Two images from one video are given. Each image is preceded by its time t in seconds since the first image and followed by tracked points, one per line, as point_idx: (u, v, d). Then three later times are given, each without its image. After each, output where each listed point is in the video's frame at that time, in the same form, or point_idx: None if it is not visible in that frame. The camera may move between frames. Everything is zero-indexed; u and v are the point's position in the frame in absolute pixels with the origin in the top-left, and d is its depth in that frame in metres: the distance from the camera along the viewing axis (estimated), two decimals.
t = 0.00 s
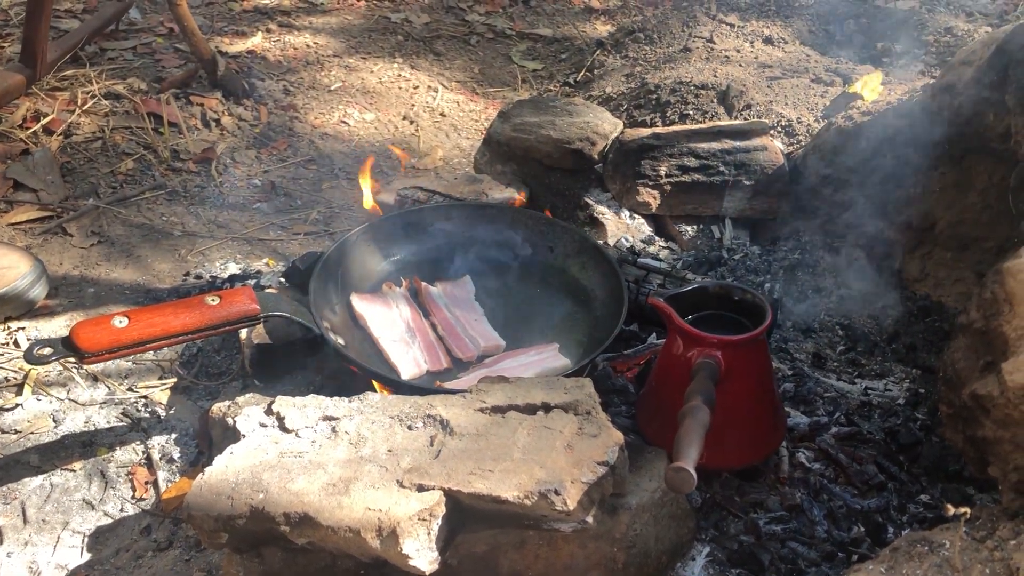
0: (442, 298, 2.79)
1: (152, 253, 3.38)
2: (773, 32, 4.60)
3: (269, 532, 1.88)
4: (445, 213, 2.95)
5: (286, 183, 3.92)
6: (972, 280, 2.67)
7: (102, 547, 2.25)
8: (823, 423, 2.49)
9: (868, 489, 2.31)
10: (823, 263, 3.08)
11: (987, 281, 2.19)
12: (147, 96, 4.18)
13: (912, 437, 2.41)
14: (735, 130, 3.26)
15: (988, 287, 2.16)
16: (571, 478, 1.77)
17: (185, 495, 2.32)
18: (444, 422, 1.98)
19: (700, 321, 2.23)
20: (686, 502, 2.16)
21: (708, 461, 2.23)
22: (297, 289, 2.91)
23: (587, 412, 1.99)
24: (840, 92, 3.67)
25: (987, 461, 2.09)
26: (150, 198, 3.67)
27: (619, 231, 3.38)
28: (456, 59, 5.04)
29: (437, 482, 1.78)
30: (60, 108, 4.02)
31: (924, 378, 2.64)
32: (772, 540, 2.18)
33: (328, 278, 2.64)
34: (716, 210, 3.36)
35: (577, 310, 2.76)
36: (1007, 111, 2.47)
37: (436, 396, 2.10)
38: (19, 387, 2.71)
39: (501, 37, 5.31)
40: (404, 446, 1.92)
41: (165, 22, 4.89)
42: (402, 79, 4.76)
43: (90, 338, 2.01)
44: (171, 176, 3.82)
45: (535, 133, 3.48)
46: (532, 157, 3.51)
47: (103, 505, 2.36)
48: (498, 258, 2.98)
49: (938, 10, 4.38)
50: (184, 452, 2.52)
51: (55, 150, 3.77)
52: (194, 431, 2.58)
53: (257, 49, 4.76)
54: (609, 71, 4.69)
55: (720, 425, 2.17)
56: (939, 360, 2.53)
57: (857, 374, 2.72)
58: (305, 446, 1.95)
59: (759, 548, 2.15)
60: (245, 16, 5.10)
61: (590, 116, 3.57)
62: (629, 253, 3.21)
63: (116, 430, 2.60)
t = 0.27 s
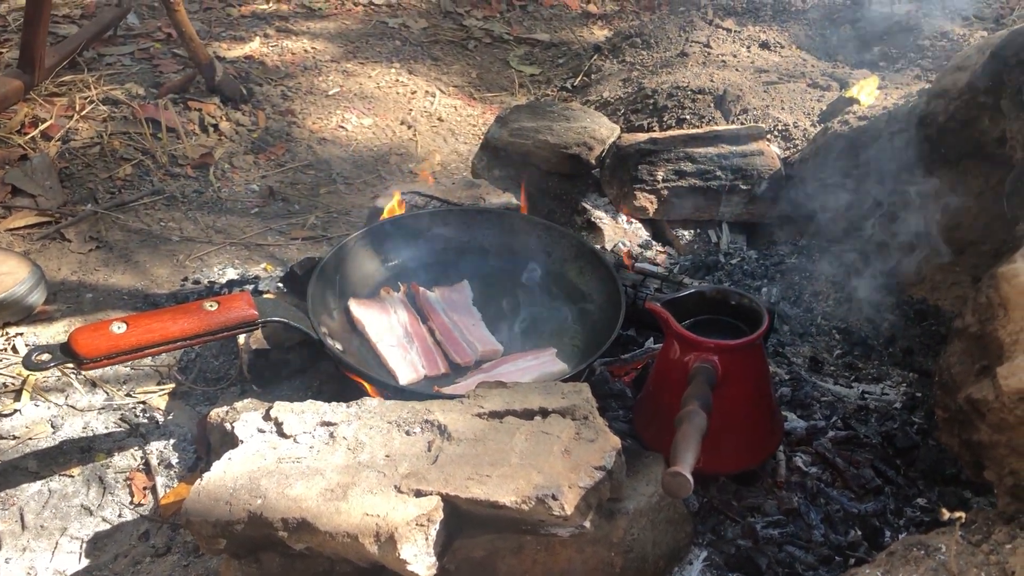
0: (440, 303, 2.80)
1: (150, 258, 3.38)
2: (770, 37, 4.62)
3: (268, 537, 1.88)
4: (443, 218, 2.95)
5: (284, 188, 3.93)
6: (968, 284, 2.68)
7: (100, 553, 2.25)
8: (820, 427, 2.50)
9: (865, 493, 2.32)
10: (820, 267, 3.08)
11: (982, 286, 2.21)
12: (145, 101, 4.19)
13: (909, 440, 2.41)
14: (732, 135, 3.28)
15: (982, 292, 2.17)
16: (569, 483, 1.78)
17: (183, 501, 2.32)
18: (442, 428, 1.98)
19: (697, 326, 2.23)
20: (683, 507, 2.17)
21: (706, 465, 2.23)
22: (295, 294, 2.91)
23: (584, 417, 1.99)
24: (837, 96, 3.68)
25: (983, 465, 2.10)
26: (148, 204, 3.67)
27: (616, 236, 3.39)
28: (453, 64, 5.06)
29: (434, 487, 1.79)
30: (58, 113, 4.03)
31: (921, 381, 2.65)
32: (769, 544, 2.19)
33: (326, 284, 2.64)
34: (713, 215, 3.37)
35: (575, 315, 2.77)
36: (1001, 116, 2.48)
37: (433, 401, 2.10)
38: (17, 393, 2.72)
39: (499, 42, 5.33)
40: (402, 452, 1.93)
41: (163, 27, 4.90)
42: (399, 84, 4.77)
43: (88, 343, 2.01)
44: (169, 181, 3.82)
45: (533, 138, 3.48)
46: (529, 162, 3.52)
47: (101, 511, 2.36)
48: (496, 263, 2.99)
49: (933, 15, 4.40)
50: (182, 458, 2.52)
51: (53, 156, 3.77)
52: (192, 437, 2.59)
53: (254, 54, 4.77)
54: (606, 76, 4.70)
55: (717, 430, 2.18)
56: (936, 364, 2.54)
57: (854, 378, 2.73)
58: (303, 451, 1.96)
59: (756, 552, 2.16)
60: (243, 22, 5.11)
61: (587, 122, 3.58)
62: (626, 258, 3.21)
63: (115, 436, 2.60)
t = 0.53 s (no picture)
0: (436, 307, 2.81)
1: (147, 262, 3.39)
2: (765, 41, 4.63)
3: (263, 540, 1.88)
4: (439, 221, 2.96)
5: (280, 192, 3.93)
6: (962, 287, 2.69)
7: (96, 557, 2.25)
8: (815, 430, 2.51)
9: (860, 495, 2.33)
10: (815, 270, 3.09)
11: (975, 289, 2.21)
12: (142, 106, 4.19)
13: (904, 443, 2.42)
14: (727, 139, 3.31)
15: (975, 294, 2.18)
16: (563, 486, 1.78)
17: (179, 505, 2.32)
18: (437, 431, 1.99)
19: (691, 329, 2.24)
20: (678, 509, 2.17)
21: (701, 468, 2.24)
22: (291, 298, 2.92)
23: (579, 420, 2.00)
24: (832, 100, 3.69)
25: (976, 467, 2.11)
26: (145, 208, 3.68)
27: (612, 239, 3.39)
28: (450, 68, 5.07)
29: (429, 490, 1.79)
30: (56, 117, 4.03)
31: (916, 384, 2.65)
32: (764, 547, 2.19)
33: (322, 288, 2.64)
34: (708, 218, 3.37)
35: (570, 319, 2.78)
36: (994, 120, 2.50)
37: (429, 405, 2.11)
38: (14, 397, 2.72)
39: (495, 46, 5.34)
40: (397, 455, 1.93)
41: (160, 32, 4.91)
42: (396, 88, 4.79)
43: (84, 347, 2.02)
44: (166, 185, 3.83)
45: (528, 142, 3.51)
46: (526, 166, 3.54)
47: (97, 515, 2.36)
48: (492, 267, 3.00)
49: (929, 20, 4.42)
50: (178, 462, 2.52)
51: (50, 160, 3.78)
52: (189, 441, 2.59)
53: (252, 58, 4.78)
54: (603, 79, 4.72)
55: (712, 433, 2.18)
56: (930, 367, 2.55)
57: (849, 380, 2.73)
58: (299, 455, 1.96)
59: (752, 554, 2.16)
60: (240, 26, 5.12)
61: (584, 126, 3.61)
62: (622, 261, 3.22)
63: (111, 440, 2.60)
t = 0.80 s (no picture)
0: (436, 312, 2.80)
1: (146, 266, 3.39)
2: (765, 45, 4.64)
3: (263, 547, 1.88)
4: (439, 226, 2.96)
5: (280, 196, 3.93)
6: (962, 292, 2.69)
7: (96, 562, 2.25)
8: (815, 435, 2.51)
9: (860, 501, 2.33)
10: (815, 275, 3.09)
11: (976, 295, 2.21)
12: (142, 109, 4.19)
13: (903, 448, 2.42)
14: (727, 143, 3.32)
15: (975, 301, 2.18)
16: (564, 492, 1.78)
17: (179, 510, 2.32)
18: (438, 437, 1.99)
19: (691, 334, 2.24)
20: (679, 515, 2.17)
21: (701, 474, 2.24)
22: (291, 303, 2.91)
23: (579, 426, 2.00)
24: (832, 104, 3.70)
25: (977, 474, 2.11)
26: (145, 212, 3.68)
27: (611, 244, 3.42)
28: (450, 72, 5.07)
29: (430, 497, 1.79)
30: (55, 121, 4.03)
31: (915, 389, 2.65)
32: (764, 553, 2.19)
33: (321, 293, 2.64)
34: (708, 223, 3.38)
35: (570, 323, 2.79)
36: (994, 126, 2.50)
37: (429, 410, 2.11)
38: (13, 402, 2.72)
39: (495, 50, 5.35)
40: (397, 461, 1.93)
41: (160, 35, 4.91)
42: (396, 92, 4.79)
43: (84, 353, 2.02)
44: (166, 189, 3.83)
45: (528, 147, 3.49)
46: (526, 171, 3.52)
47: (97, 520, 2.36)
48: (492, 272, 3.01)
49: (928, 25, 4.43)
50: (178, 467, 2.52)
51: (50, 164, 3.78)
52: (188, 446, 2.58)
53: (252, 62, 4.78)
54: (602, 84, 4.72)
55: (712, 438, 2.18)
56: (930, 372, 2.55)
57: (849, 386, 2.73)
58: (299, 461, 1.96)
59: (752, 560, 2.16)
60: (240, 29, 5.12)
61: (583, 130, 3.58)
62: (621, 266, 3.22)
63: (110, 444, 2.60)
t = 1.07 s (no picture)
0: (435, 311, 2.80)
1: (145, 266, 3.38)
2: (766, 45, 4.63)
3: (262, 547, 1.87)
4: (438, 225, 2.95)
5: (280, 195, 3.92)
6: (963, 292, 2.68)
7: (94, 563, 2.24)
8: (816, 435, 2.50)
9: (861, 501, 2.32)
10: (816, 275, 3.09)
11: (977, 295, 2.21)
12: (141, 109, 4.19)
13: (904, 449, 2.41)
14: (728, 143, 3.30)
15: (977, 301, 2.17)
16: (563, 492, 1.77)
17: (177, 510, 2.31)
18: (437, 437, 1.98)
19: (691, 334, 2.23)
20: (679, 515, 2.16)
21: (701, 474, 2.23)
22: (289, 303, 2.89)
23: (579, 426, 1.99)
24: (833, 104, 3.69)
25: (978, 474, 2.10)
26: (144, 211, 3.67)
27: (612, 244, 3.39)
28: (450, 72, 5.07)
29: (429, 496, 1.78)
30: (55, 120, 4.03)
31: (916, 390, 2.65)
32: (765, 553, 2.18)
33: (320, 293, 2.63)
34: (708, 223, 3.36)
35: (570, 323, 2.78)
36: (996, 125, 2.49)
37: (428, 410, 2.10)
38: (11, 402, 2.71)
39: (495, 49, 5.34)
40: (396, 461, 1.92)
41: (159, 35, 4.91)
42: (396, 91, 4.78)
43: (82, 352, 2.01)
44: (165, 188, 3.82)
45: (528, 146, 3.47)
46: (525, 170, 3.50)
47: (94, 520, 2.35)
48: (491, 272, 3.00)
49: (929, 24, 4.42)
50: (177, 466, 2.51)
51: (49, 164, 3.77)
52: (187, 445, 2.58)
53: (252, 62, 4.78)
54: (602, 83, 4.71)
55: (712, 438, 2.17)
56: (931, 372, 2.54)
57: (849, 386, 2.72)
58: (297, 460, 1.95)
59: (752, 561, 2.15)
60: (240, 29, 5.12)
61: (583, 130, 3.57)
62: (621, 266, 3.21)
63: (109, 444, 2.59)
